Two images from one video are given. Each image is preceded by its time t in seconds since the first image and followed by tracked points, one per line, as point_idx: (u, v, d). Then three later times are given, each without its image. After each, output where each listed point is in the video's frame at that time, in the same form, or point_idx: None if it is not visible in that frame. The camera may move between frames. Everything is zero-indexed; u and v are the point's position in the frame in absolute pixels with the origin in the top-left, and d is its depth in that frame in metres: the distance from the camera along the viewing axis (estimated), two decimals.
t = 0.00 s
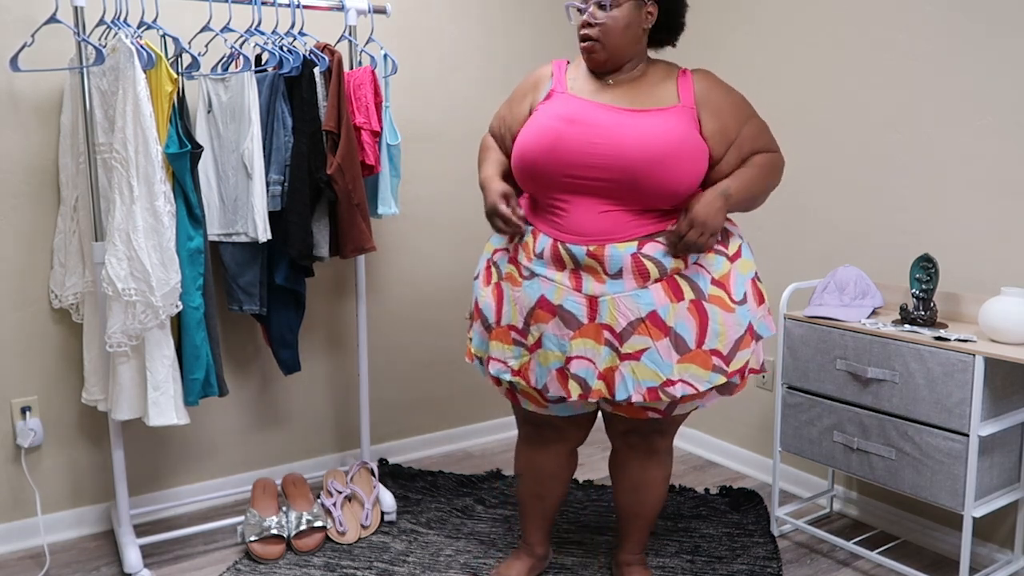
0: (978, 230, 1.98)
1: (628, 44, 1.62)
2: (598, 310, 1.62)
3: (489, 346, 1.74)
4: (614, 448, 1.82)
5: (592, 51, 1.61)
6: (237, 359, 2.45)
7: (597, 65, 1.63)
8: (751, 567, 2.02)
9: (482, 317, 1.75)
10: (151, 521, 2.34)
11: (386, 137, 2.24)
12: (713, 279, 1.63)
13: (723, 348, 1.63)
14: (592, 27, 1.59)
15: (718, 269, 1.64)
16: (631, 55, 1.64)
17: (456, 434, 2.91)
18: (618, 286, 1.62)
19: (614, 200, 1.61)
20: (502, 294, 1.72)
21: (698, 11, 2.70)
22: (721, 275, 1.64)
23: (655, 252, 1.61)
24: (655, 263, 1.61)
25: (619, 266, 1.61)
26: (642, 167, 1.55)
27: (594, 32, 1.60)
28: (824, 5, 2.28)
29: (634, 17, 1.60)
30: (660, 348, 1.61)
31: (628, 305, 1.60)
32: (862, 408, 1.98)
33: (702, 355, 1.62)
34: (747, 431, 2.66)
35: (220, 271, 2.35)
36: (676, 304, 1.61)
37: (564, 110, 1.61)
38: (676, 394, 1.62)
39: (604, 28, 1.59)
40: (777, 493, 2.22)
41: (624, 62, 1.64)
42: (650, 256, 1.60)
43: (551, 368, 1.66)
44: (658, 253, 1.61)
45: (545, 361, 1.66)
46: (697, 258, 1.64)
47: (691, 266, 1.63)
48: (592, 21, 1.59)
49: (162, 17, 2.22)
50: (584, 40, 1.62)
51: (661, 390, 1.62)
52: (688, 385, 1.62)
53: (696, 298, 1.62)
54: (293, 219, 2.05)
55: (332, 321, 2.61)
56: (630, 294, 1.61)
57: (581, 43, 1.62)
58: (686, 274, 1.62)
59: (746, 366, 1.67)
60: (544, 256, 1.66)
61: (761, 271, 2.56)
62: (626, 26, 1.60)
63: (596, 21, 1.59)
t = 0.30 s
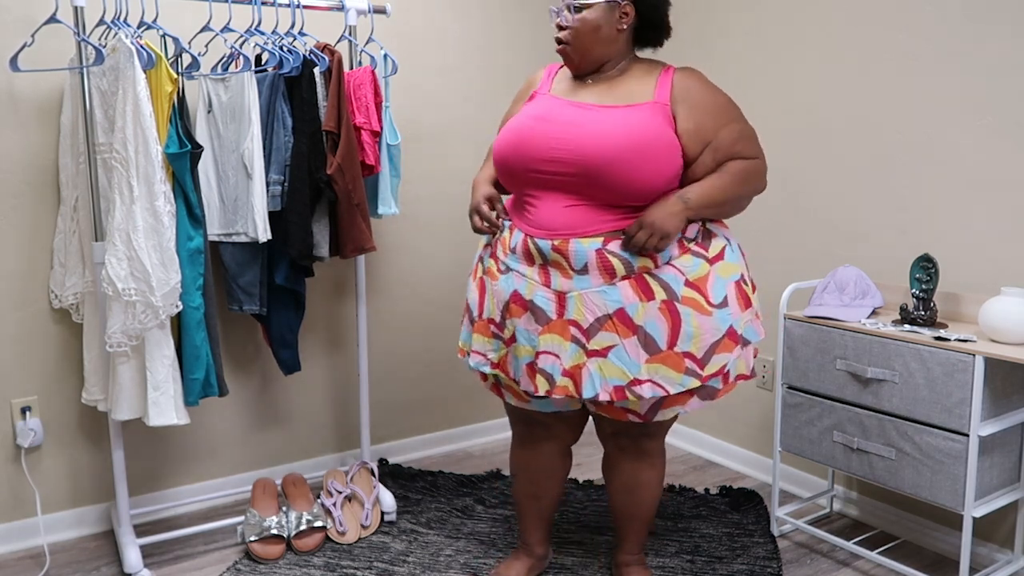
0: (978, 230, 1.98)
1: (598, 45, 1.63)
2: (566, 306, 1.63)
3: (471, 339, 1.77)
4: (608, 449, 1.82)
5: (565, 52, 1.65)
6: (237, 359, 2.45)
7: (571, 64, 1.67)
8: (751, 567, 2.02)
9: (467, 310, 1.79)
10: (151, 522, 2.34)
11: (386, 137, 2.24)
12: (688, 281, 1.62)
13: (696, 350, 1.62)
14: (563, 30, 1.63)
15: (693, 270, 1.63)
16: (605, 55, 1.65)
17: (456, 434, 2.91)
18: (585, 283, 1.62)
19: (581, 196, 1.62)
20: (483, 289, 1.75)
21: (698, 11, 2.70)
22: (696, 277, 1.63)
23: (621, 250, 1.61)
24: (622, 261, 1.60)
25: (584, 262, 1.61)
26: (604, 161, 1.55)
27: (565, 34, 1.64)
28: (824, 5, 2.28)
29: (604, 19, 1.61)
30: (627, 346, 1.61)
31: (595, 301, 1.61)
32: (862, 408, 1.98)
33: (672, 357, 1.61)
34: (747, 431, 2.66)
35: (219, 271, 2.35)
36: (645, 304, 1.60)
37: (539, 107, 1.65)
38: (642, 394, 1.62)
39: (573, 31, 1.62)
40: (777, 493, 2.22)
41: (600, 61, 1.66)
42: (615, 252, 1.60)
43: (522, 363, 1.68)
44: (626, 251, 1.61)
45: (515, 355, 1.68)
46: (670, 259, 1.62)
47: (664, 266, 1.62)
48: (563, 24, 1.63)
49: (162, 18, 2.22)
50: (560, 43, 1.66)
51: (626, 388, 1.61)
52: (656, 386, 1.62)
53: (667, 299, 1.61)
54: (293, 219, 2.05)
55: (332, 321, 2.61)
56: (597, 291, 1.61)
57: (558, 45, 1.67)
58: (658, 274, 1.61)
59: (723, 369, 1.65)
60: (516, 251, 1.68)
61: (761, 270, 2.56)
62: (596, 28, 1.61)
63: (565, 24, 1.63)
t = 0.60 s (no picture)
0: (979, 230, 1.98)
1: (576, 45, 1.64)
2: (540, 305, 1.65)
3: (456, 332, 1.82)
4: (602, 451, 1.82)
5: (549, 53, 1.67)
6: (237, 359, 2.45)
7: (553, 65, 1.69)
8: (751, 567, 2.02)
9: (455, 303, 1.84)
10: (151, 522, 2.34)
11: (386, 137, 2.24)
12: (663, 284, 1.61)
13: (671, 354, 1.62)
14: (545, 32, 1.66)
15: (670, 274, 1.62)
16: (585, 56, 1.66)
17: (456, 434, 2.91)
18: (558, 283, 1.64)
19: (552, 195, 1.63)
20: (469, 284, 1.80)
21: (698, 11, 2.70)
22: (673, 280, 1.62)
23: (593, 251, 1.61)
24: (593, 263, 1.61)
25: (555, 261, 1.63)
26: (569, 158, 1.56)
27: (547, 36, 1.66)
28: (824, 5, 2.28)
29: (581, 19, 1.62)
30: (598, 347, 1.62)
31: (567, 300, 1.62)
32: (862, 408, 1.98)
33: (645, 360, 1.61)
34: (747, 431, 2.66)
35: (219, 271, 2.35)
36: (617, 306, 1.61)
37: (519, 107, 1.67)
38: (613, 396, 1.63)
39: (553, 32, 1.64)
40: (777, 493, 2.22)
41: (583, 62, 1.67)
42: (584, 251, 1.61)
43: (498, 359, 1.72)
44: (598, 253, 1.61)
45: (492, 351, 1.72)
46: (644, 262, 1.62)
47: (637, 269, 1.61)
48: (545, 26, 1.65)
49: (162, 18, 2.22)
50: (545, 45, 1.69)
51: (596, 389, 1.63)
52: (628, 388, 1.62)
53: (640, 302, 1.60)
54: (293, 219, 2.05)
55: (332, 321, 2.61)
56: (570, 291, 1.62)
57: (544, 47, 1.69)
58: (632, 276, 1.61)
59: (701, 373, 1.64)
60: (496, 249, 1.72)
61: (761, 270, 2.55)
62: (572, 28, 1.62)
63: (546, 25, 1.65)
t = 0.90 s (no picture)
0: (979, 229, 1.98)
1: (566, 44, 1.64)
2: (531, 306, 1.66)
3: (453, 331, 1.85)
4: (599, 451, 1.82)
5: (539, 51, 1.67)
6: (237, 359, 2.45)
7: (544, 64, 1.69)
8: (751, 567, 2.02)
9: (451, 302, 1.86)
10: (151, 522, 2.34)
11: (386, 137, 2.24)
12: (655, 286, 1.61)
13: (663, 355, 1.62)
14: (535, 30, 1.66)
15: (662, 276, 1.61)
16: (575, 55, 1.65)
17: (457, 434, 2.91)
18: (550, 284, 1.65)
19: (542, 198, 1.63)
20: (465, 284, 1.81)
21: (698, 11, 2.70)
22: (664, 282, 1.62)
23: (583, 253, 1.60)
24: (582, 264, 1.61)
25: (546, 263, 1.64)
26: (554, 161, 1.55)
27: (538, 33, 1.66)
28: (824, 5, 2.28)
29: (571, 18, 1.62)
30: (589, 349, 1.62)
31: (558, 301, 1.63)
32: (862, 408, 1.98)
33: (637, 361, 1.62)
34: (747, 431, 2.66)
35: (219, 271, 2.35)
36: (608, 308, 1.61)
37: (509, 109, 1.68)
38: (604, 396, 1.63)
39: (543, 29, 1.64)
40: (777, 493, 2.22)
41: (573, 60, 1.66)
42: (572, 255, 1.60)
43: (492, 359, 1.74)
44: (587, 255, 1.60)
45: (486, 350, 1.74)
46: (635, 264, 1.61)
47: (629, 270, 1.61)
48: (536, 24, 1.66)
49: (162, 18, 2.22)
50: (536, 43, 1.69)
51: (588, 389, 1.64)
52: (619, 389, 1.63)
53: (631, 303, 1.61)
54: (293, 219, 2.05)
55: (332, 321, 2.61)
56: (561, 293, 1.63)
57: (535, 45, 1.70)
58: (623, 278, 1.61)
59: (695, 374, 1.64)
60: (490, 251, 1.73)
61: (761, 270, 2.56)
62: (562, 27, 1.62)
63: (537, 23, 1.65)
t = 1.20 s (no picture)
0: (979, 230, 1.98)
1: (560, 46, 1.64)
2: (536, 309, 1.66)
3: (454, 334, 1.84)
4: (599, 451, 1.82)
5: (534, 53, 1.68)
6: (237, 359, 2.45)
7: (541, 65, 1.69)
8: (751, 567, 2.02)
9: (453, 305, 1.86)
10: (151, 522, 2.34)
11: (386, 137, 2.24)
12: (660, 286, 1.61)
13: (668, 355, 1.62)
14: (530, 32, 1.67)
15: (666, 276, 1.62)
16: (569, 57, 1.66)
17: (457, 434, 2.91)
18: (556, 287, 1.64)
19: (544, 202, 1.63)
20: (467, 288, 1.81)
21: (697, 11, 2.70)
22: (669, 282, 1.62)
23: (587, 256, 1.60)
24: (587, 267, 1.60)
25: (551, 267, 1.64)
26: (556, 166, 1.55)
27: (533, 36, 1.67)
28: (823, 5, 2.28)
29: (564, 20, 1.62)
30: (595, 351, 1.62)
31: (564, 304, 1.62)
32: (862, 408, 1.98)
33: (643, 361, 1.62)
34: (747, 431, 2.66)
35: (219, 271, 2.35)
36: (614, 310, 1.61)
37: (508, 112, 1.68)
38: (611, 398, 1.63)
39: (537, 32, 1.65)
40: (777, 493, 2.22)
41: (568, 62, 1.67)
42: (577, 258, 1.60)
43: (496, 362, 1.73)
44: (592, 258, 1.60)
45: (490, 354, 1.73)
46: (641, 265, 1.62)
47: (634, 272, 1.61)
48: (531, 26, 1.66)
49: (162, 18, 2.22)
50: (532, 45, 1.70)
51: (594, 391, 1.64)
52: (626, 391, 1.63)
53: (637, 305, 1.61)
54: (293, 219, 2.05)
55: (332, 321, 2.61)
56: (567, 295, 1.63)
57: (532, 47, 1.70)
58: (628, 280, 1.61)
59: (699, 373, 1.64)
60: (492, 254, 1.73)
61: (761, 270, 2.56)
62: (556, 29, 1.63)
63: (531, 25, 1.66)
